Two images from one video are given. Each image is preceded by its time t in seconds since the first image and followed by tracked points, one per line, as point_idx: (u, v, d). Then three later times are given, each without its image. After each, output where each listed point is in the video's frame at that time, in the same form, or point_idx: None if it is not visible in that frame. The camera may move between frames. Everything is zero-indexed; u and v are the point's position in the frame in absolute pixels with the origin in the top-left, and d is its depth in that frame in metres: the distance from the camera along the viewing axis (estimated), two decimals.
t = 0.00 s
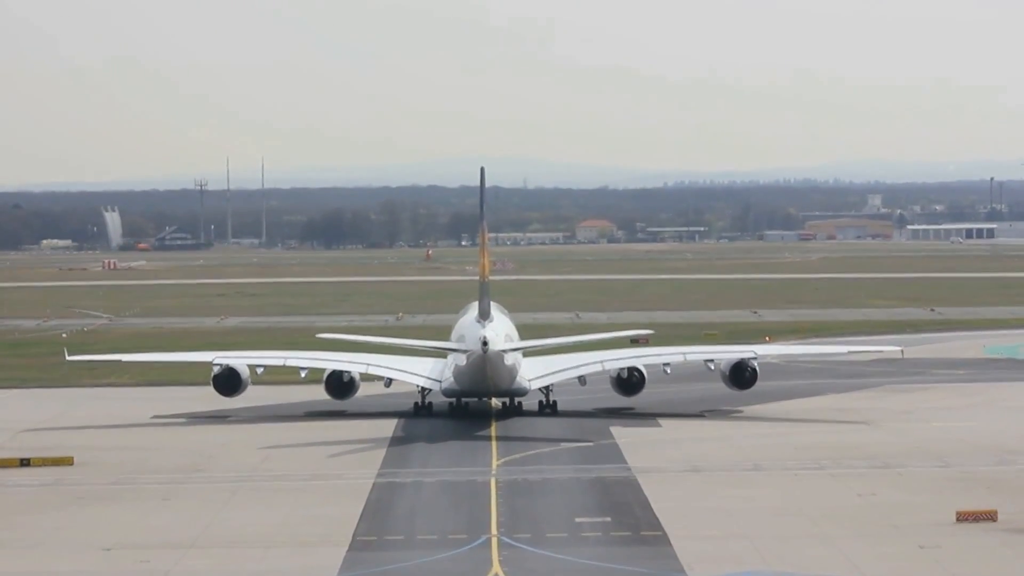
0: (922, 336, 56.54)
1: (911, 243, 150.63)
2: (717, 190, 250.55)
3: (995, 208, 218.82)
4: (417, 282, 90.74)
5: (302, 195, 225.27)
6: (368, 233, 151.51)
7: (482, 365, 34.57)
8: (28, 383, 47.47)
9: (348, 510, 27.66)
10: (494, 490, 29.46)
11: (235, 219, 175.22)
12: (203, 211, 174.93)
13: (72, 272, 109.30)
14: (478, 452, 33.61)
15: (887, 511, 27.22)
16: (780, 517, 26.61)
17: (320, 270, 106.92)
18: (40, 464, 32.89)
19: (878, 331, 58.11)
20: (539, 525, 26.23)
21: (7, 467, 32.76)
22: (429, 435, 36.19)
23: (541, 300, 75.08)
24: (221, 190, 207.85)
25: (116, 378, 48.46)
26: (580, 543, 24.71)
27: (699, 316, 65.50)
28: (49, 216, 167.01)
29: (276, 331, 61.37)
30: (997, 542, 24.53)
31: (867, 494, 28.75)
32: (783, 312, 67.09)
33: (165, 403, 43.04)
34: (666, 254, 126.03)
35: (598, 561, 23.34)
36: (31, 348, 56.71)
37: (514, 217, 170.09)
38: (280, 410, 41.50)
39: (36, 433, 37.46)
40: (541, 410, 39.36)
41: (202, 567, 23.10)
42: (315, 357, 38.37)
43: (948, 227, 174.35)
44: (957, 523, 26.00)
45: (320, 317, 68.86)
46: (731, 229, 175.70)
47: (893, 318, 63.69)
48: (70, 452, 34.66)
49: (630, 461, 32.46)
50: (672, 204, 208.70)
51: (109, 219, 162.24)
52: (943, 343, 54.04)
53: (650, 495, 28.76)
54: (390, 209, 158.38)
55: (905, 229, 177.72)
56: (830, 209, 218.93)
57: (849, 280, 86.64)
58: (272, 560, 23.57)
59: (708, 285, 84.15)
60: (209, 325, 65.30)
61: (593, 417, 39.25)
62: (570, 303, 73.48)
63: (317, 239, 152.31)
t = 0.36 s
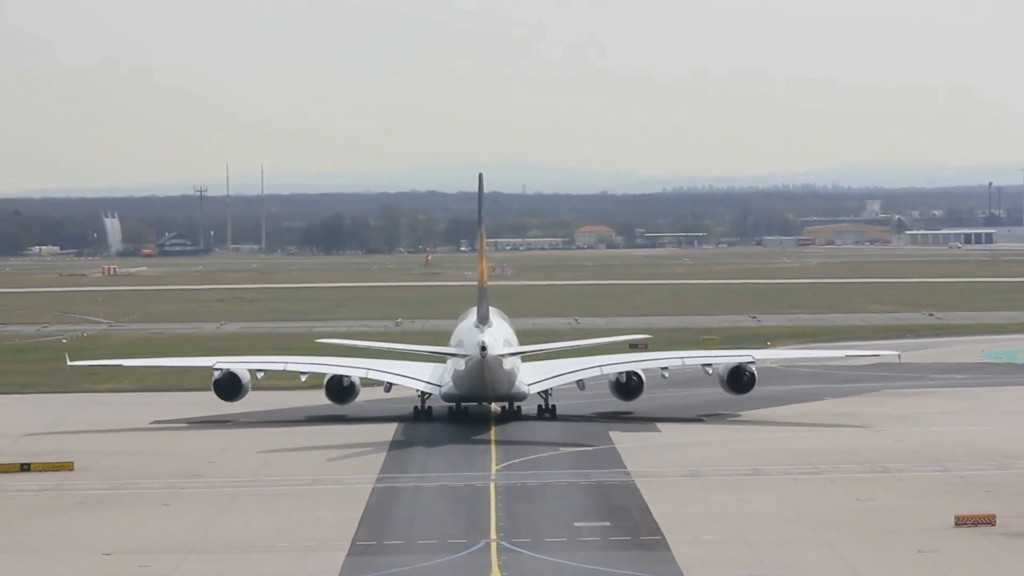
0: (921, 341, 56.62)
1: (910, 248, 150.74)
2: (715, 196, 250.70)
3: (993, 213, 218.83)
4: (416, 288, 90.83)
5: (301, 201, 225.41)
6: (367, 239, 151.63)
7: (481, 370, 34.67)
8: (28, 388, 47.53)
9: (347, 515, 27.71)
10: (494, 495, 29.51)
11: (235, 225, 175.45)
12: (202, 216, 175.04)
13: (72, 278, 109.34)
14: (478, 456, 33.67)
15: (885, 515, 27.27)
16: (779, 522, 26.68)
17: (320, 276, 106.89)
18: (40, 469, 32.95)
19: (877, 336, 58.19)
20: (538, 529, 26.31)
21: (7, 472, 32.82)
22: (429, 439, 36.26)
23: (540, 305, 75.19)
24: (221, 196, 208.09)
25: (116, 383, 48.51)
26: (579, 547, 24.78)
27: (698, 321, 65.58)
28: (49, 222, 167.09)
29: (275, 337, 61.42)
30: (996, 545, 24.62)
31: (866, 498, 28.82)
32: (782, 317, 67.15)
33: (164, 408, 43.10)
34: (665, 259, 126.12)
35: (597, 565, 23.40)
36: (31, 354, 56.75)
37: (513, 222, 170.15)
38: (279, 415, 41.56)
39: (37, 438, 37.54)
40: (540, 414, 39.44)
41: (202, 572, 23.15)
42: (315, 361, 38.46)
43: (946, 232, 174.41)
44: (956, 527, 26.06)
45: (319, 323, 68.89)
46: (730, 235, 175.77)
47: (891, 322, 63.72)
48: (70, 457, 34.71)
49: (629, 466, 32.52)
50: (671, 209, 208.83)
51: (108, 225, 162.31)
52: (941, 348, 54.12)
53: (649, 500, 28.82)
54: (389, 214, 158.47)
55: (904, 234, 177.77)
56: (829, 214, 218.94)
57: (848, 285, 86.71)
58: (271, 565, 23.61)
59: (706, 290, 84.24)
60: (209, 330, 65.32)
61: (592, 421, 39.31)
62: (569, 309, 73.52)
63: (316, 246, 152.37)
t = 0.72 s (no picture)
0: (919, 345, 56.72)
1: (908, 252, 150.91)
2: (714, 200, 250.75)
3: (992, 217, 219.09)
4: (415, 292, 90.90)
5: (300, 205, 225.32)
6: (367, 243, 151.77)
7: (480, 374, 34.75)
8: (28, 392, 47.58)
9: (346, 519, 27.78)
10: (493, 498, 29.58)
11: (234, 229, 175.52)
12: (202, 221, 175.21)
13: (71, 282, 109.41)
14: (477, 460, 33.75)
15: (884, 518, 27.36)
16: (778, 524, 26.75)
17: (319, 281, 106.97)
18: (40, 473, 33.02)
19: (875, 339, 58.29)
20: (537, 532, 26.38)
21: (7, 476, 32.91)
22: (428, 442, 36.32)
23: (539, 310, 75.25)
24: (220, 201, 208.16)
25: (116, 388, 48.56)
26: (578, 551, 24.86)
27: (697, 325, 65.66)
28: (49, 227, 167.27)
29: (275, 341, 61.46)
30: (993, 548, 24.72)
31: (864, 502, 28.91)
32: (781, 321, 67.26)
33: (164, 413, 43.15)
34: (664, 263, 126.24)
35: (596, 569, 23.48)
36: (31, 358, 56.82)
37: (512, 227, 170.29)
38: (279, 419, 41.63)
39: (37, 443, 37.60)
40: (539, 417, 39.54)
41: None
42: (316, 365, 38.52)
43: (945, 236, 174.65)
44: (955, 530, 26.15)
45: (319, 327, 68.94)
46: (729, 239, 175.98)
47: (890, 326, 63.83)
48: (70, 461, 34.78)
49: (628, 469, 32.59)
50: (670, 214, 209.07)
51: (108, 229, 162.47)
52: (940, 352, 54.22)
53: (647, 503, 28.90)
54: (389, 219, 158.62)
55: (902, 238, 177.94)
56: (827, 218, 219.11)
57: (847, 289, 86.81)
58: (271, 569, 23.69)
59: (706, 295, 84.32)
60: (208, 335, 65.36)
61: (591, 425, 39.41)
62: (568, 313, 73.59)
63: (315, 250, 152.51)
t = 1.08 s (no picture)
0: (917, 348, 56.81)
1: (906, 256, 151.11)
2: (713, 204, 251.09)
3: (991, 221, 219.27)
4: (414, 296, 90.98)
5: (300, 209, 225.51)
6: (366, 247, 151.85)
7: (478, 377, 34.84)
8: (28, 396, 47.68)
9: (346, 522, 27.84)
10: (492, 501, 29.64)
11: (234, 233, 175.73)
12: (201, 224, 175.39)
13: (71, 286, 109.45)
14: (476, 462, 33.81)
15: (882, 521, 27.43)
16: (776, 527, 26.81)
17: (318, 284, 107.02)
18: (40, 476, 33.09)
19: (874, 342, 58.38)
20: (536, 535, 26.46)
21: (7, 480, 32.98)
22: (427, 445, 36.39)
23: (538, 313, 75.37)
24: (221, 204, 208.41)
25: (116, 391, 48.64)
26: (577, 553, 24.92)
27: (696, 328, 65.76)
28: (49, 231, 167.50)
29: (275, 345, 61.55)
30: (991, 551, 24.79)
31: (863, 504, 28.99)
32: (779, 324, 67.34)
33: (165, 416, 43.22)
34: (663, 267, 126.22)
35: (595, 571, 23.55)
36: (31, 361, 56.93)
37: (511, 230, 170.34)
38: (279, 422, 41.70)
39: (37, 446, 37.71)
40: (537, 420, 39.65)
41: None
42: (316, 368, 38.61)
43: (943, 240, 174.79)
44: (953, 532, 26.22)
45: (319, 331, 69.04)
46: (728, 242, 176.04)
47: (889, 329, 63.91)
48: (70, 465, 34.84)
49: (626, 472, 32.65)
50: (669, 217, 209.19)
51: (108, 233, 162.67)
52: (938, 355, 54.33)
53: (646, 506, 28.97)
54: (388, 222, 158.69)
55: (901, 241, 178.01)
56: (826, 222, 219.34)
57: (845, 292, 86.92)
58: (271, 571, 23.76)
59: (704, 298, 84.42)
60: (208, 338, 65.46)
61: (590, 427, 39.49)
62: (566, 316, 73.67)
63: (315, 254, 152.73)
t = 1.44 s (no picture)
0: (917, 349, 56.94)
1: (905, 258, 151.37)
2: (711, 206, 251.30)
3: (989, 223, 219.67)
4: (413, 298, 91.09)
5: (300, 212, 225.44)
6: (365, 250, 151.99)
7: (476, 379, 34.93)
8: (28, 398, 47.72)
9: (346, 523, 27.90)
10: (491, 503, 29.70)
11: (233, 236, 175.82)
12: (201, 227, 175.51)
13: (71, 289, 109.48)
14: (476, 464, 33.88)
15: (881, 522, 27.51)
16: (776, 528, 26.87)
17: (318, 287, 107.08)
18: (39, 478, 33.15)
19: (873, 344, 58.51)
20: (536, 536, 26.53)
21: (7, 482, 33.04)
22: (427, 446, 36.47)
23: (537, 315, 75.45)
24: (220, 207, 208.48)
25: (116, 394, 48.71)
26: (576, 555, 25.00)
27: (695, 330, 65.81)
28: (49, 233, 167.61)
29: (275, 347, 61.60)
30: (990, 551, 24.85)
31: (861, 505, 29.06)
32: (779, 326, 67.45)
33: (165, 418, 43.27)
34: (662, 269, 126.37)
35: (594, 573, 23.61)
36: (31, 364, 56.98)
37: (510, 233, 170.45)
38: (279, 423, 41.78)
39: (37, 448, 37.79)
40: (536, 421, 39.74)
41: None
42: (317, 370, 38.70)
43: (942, 241, 175.12)
44: (952, 533, 26.28)
45: (319, 333, 69.13)
46: (727, 245, 176.18)
47: (888, 331, 64.03)
48: (70, 466, 34.90)
49: (625, 474, 32.72)
50: (668, 219, 209.43)
51: (108, 236, 162.85)
52: (937, 356, 54.44)
53: (645, 507, 29.04)
54: (387, 225, 158.78)
55: (899, 243, 178.25)
56: (825, 224, 219.60)
57: (844, 294, 87.08)
58: (271, 573, 23.82)
59: (704, 300, 84.44)
60: (208, 341, 65.55)
61: (589, 428, 39.59)
62: (566, 318, 73.76)
63: (314, 257, 152.83)
